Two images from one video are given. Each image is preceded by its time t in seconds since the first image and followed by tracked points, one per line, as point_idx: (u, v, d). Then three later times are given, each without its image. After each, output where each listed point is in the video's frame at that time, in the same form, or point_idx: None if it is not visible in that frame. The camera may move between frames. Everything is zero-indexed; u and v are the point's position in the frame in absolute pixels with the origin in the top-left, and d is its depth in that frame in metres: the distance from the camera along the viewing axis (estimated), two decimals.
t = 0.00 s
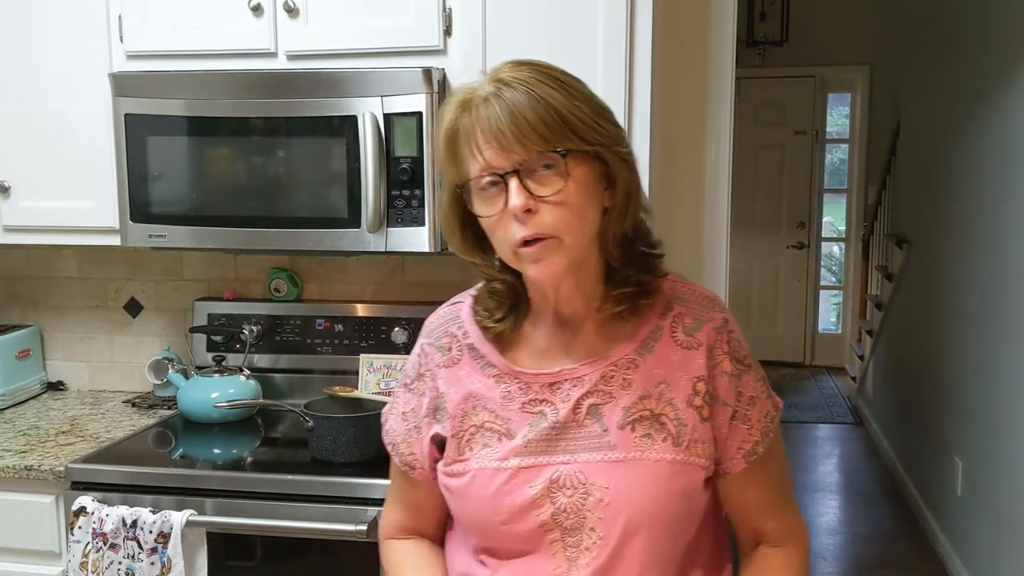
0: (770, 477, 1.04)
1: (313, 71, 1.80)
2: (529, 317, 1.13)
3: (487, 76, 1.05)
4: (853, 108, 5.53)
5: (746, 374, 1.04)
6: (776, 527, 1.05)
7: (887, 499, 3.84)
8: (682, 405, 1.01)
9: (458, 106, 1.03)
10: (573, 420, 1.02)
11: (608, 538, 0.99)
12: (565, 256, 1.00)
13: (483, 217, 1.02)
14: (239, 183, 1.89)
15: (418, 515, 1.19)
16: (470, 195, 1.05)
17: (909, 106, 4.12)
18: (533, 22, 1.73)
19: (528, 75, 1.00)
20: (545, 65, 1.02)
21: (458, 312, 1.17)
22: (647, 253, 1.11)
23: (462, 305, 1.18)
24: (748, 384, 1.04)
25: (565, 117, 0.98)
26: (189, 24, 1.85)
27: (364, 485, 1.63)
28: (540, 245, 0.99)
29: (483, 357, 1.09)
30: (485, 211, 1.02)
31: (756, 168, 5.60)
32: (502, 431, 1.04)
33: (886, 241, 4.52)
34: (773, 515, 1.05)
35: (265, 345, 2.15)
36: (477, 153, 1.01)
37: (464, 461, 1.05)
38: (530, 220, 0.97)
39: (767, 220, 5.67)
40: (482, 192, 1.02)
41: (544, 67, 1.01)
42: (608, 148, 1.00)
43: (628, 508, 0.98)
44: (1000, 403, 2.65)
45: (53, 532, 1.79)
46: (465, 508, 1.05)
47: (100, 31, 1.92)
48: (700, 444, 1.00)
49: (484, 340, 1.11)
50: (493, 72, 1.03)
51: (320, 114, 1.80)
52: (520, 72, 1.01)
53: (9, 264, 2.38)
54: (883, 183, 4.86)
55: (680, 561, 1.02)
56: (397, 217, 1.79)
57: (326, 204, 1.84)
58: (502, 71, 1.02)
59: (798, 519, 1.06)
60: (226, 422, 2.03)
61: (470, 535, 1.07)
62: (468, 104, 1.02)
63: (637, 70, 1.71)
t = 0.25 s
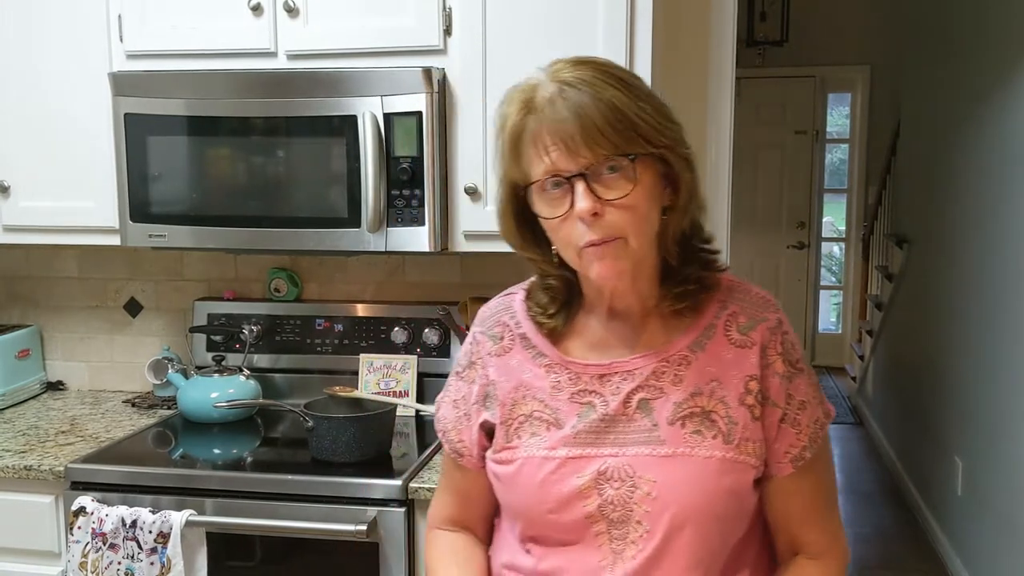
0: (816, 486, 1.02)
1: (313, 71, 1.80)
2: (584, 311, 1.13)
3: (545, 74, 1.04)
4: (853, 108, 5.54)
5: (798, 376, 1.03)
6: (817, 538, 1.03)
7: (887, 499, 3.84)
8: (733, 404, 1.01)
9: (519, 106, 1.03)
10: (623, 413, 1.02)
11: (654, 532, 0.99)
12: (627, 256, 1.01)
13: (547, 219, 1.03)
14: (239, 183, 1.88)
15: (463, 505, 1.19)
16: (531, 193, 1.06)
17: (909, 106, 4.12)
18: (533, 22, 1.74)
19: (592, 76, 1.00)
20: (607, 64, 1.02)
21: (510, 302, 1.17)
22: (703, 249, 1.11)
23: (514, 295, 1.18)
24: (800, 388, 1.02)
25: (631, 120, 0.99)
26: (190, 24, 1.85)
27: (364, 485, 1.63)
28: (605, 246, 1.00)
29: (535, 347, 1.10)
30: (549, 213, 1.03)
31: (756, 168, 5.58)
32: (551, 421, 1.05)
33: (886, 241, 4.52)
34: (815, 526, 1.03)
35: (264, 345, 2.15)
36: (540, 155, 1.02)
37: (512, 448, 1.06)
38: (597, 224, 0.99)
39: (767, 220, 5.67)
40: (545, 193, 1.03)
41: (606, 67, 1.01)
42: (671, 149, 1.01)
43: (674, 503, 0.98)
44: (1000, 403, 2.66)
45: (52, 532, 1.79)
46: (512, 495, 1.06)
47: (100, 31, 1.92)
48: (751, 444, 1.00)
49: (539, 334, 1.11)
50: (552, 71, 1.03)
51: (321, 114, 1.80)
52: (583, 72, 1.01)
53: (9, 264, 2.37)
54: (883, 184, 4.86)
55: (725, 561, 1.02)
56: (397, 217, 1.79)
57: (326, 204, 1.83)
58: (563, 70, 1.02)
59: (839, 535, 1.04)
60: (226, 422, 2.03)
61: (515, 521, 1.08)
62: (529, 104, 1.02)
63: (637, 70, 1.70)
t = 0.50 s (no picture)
0: (850, 498, 1.01)
1: (313, 70, 1.80)
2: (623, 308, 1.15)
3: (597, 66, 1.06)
4: (853, 108, 5.54)
5: (837, 387, 1.01)
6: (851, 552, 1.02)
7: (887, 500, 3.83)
8: (765, 413, 1.00)
9: (567, 94, 1.05)
10: (655, 417, 1.03)
11: (678, 536, 1.01)
12: (661, 251, 1.02)
13: (585, 207, 1.05)
14: (238, 182, 1.88)
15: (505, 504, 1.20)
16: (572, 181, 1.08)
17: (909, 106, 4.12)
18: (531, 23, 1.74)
19: (641, 68, 1.02)
20: (659, 59, 1.04)
21: (558, 298, 1.19)
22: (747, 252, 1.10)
23: (562, 292, 1.21)
24: (837, 400, 1.00)
25: (675, 113, 1.00)
26: (189, 23, 1.85)
27: (363, 485, 1.63)
28: (638, 238, 1.01)
29: (577, 346, 1.11)
30: (587, 200, 1.04)
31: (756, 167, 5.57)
32: (586, 420, 1.06)
33: (886, 241, 4.52)
34: (849, 538, 1.02)
35: (264, 345, 2.15)
36: (582, 141, 1.04)
37: (546, 444, 1.09)
38: (630, 213, 1.00)
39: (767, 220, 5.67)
40: (585, 180, 1.04)
41: (656, 61, 1.03)
42: (713, 146, 1.01)
43: (701, 508, 0.99)
44: (999, 402, 2.65)
45: (51, 532, 1.79)
46: (546, 489, 1.09)
47: (98, 30, 1.92)
48: (782, 453, 0.99)
49: (580, 331, 1.13)
50: (604, 63, 1.05)
51: (320, 113, 1.80)
52: (633, 64, 1.03)
53: (8, 264, 2.37)
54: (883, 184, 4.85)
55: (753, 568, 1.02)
56: (397, 217, 1.79)
57: (325, 203, 1.83)
58: (614, 63, 1.04)
59: (875, 548, 1.03)
60: (226, 422, 2.03)
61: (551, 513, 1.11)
62: (577, 92, 1.04)
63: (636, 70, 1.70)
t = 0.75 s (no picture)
0: (857, 503, 0.99)
1: (313, 70, 1.80)
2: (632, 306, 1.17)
3: (605, 63, 1.07)
4: (853, 108, 5.54)
5: (838, 393, 0.99)
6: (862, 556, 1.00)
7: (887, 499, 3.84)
8: (759, 417, 1.00)
9: (572, 89, 1.06)
10: (654, 416, 1.04)
11: (670, 534, 1.02)
12: (660, 247, 1.02)
13: (586, 201, 1.06)
14: (238, 182, 1.88)
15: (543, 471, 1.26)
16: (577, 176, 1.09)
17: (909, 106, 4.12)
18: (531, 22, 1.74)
19: (646, 64, 1.02)
20: (666, 56, 1.04)
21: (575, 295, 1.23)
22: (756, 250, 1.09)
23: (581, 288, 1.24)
24: (837, 407, 0.98)
25: (677, 110, 1.00)
26: (189, 22, 1.85)
27: (363, 484, 1.62)
28: (636, 233, 1.02)
29: (588, 342, 1.15)
30: (588, 195, 1.06)
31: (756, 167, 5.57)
32: (590, 415, 1.09)
33: (886, 240, 4.52)
34: (856, 543, 1.00)
35: (264, 344, 2.16)
36: (585, 136, 1.05)
37: (554, 436, 1.12)
38: (628, 207, 1.01)
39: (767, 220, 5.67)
40: (587, 175, 1.06)
41: (663, 58, 1.03)
42: (716, 144, 1.01)
43: (692, 508, 1.00)
44: (999, 401, 2.66)
45: (51, 531, 1.79)
46: (555, 480, 1.12)
47: (99, 30, 1.92)
48: (774, 457, 0.99)
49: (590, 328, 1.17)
50: (613, 60, 1.05)
51: (321, 113, 1.80)
52: (639, 61, 1.03)
53: (8, 264, 2.37)
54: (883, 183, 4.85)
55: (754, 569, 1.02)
56: (398, 216, 1.79)
57: (326, 203, 1.83)
58: (621, 59, 1.04)
59: (887, 553, 1.00)
60: (226, 422, 2.03)
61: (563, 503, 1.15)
62: (582, 88, 1.05)
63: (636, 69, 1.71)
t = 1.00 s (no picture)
0: (848, 499, 0.94)
1: (313, 70, 1.80)
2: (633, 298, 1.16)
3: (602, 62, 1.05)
4: (853, 108, 5.54)
5: (815, 390, 0.93)
6: (860, 549, 0.95)
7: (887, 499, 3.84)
8: (728, 409, 0.97)
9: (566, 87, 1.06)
10: (638, 402, 1.04)
11: (643, 518, 1.01)
12: (640, 244, 1.01)
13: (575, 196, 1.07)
14: (238, 181, 1.88)
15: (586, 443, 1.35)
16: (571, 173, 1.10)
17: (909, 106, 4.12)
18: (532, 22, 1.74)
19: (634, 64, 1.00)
20: (659, 55, 1.01)
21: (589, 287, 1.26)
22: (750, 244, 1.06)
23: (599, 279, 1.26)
24: (813, 404, 0.93)
25: (658, 110, 0.98)
26: (190, 22, 1.85)
27: (363, 484, 1.62)
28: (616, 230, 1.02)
29: (591, 329, 1.17)
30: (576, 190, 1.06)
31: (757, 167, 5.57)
32: (586, 399, 1.10)
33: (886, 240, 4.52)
34: (852, 538, 0.94)
35: (264, 344, 2.16)
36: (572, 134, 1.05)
37: (556, 418, 1.14)
38: (608, 203, 1.01)
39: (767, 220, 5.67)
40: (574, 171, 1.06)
41: (653, 58, 1.01)
42: (700, 144, 0.99)
43: (662, 494, 0.99)
44: (999, 402, 2.66)
45: (52, 531, 1.79)
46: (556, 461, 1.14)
47: (99, 30, 1.92)
48: (743, 451, 0.96)
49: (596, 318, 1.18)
50: (608, 59, 1.04)
51: (321, 112, 1.80)
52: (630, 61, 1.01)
53: (9, 263, 2.37)
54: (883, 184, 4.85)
55: (735, 559, 1.00)
56: (398, 216, 1.79)
57: (326, 202, 1.83)
58: (615, 59, 1.03)
59: (890, 547, 0.95)
60: (226, 421, 2.03)
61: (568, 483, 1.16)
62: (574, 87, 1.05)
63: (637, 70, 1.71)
